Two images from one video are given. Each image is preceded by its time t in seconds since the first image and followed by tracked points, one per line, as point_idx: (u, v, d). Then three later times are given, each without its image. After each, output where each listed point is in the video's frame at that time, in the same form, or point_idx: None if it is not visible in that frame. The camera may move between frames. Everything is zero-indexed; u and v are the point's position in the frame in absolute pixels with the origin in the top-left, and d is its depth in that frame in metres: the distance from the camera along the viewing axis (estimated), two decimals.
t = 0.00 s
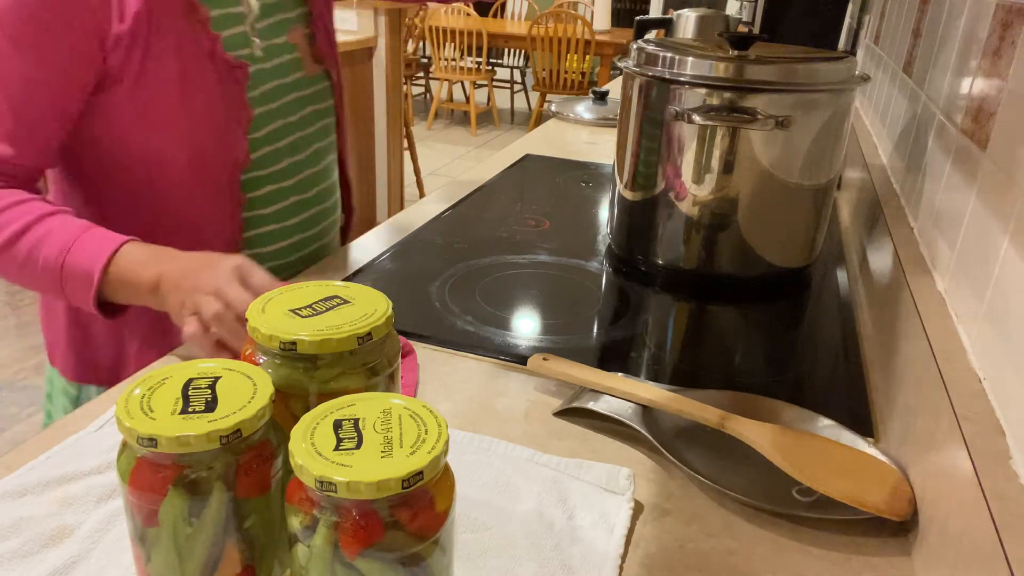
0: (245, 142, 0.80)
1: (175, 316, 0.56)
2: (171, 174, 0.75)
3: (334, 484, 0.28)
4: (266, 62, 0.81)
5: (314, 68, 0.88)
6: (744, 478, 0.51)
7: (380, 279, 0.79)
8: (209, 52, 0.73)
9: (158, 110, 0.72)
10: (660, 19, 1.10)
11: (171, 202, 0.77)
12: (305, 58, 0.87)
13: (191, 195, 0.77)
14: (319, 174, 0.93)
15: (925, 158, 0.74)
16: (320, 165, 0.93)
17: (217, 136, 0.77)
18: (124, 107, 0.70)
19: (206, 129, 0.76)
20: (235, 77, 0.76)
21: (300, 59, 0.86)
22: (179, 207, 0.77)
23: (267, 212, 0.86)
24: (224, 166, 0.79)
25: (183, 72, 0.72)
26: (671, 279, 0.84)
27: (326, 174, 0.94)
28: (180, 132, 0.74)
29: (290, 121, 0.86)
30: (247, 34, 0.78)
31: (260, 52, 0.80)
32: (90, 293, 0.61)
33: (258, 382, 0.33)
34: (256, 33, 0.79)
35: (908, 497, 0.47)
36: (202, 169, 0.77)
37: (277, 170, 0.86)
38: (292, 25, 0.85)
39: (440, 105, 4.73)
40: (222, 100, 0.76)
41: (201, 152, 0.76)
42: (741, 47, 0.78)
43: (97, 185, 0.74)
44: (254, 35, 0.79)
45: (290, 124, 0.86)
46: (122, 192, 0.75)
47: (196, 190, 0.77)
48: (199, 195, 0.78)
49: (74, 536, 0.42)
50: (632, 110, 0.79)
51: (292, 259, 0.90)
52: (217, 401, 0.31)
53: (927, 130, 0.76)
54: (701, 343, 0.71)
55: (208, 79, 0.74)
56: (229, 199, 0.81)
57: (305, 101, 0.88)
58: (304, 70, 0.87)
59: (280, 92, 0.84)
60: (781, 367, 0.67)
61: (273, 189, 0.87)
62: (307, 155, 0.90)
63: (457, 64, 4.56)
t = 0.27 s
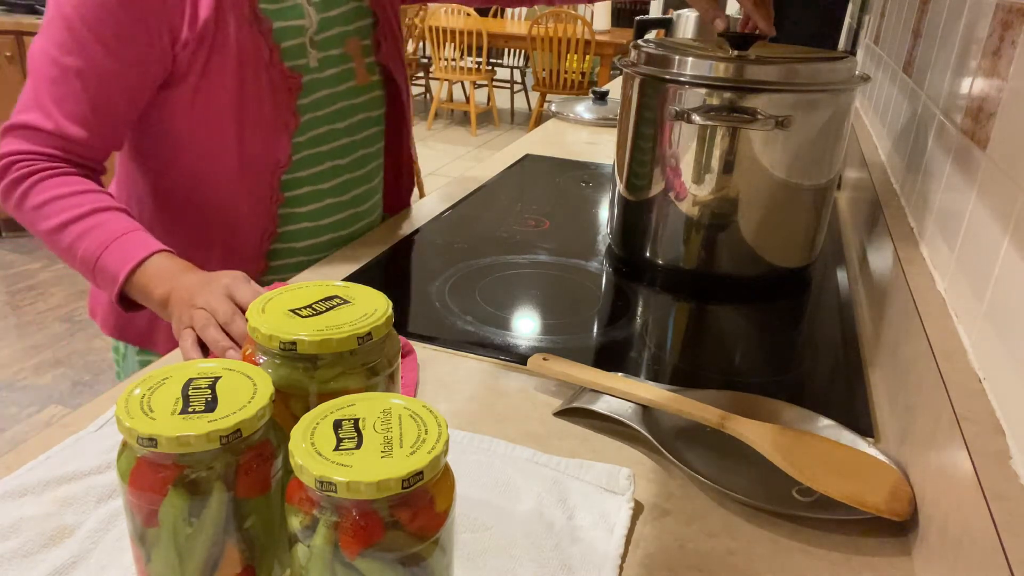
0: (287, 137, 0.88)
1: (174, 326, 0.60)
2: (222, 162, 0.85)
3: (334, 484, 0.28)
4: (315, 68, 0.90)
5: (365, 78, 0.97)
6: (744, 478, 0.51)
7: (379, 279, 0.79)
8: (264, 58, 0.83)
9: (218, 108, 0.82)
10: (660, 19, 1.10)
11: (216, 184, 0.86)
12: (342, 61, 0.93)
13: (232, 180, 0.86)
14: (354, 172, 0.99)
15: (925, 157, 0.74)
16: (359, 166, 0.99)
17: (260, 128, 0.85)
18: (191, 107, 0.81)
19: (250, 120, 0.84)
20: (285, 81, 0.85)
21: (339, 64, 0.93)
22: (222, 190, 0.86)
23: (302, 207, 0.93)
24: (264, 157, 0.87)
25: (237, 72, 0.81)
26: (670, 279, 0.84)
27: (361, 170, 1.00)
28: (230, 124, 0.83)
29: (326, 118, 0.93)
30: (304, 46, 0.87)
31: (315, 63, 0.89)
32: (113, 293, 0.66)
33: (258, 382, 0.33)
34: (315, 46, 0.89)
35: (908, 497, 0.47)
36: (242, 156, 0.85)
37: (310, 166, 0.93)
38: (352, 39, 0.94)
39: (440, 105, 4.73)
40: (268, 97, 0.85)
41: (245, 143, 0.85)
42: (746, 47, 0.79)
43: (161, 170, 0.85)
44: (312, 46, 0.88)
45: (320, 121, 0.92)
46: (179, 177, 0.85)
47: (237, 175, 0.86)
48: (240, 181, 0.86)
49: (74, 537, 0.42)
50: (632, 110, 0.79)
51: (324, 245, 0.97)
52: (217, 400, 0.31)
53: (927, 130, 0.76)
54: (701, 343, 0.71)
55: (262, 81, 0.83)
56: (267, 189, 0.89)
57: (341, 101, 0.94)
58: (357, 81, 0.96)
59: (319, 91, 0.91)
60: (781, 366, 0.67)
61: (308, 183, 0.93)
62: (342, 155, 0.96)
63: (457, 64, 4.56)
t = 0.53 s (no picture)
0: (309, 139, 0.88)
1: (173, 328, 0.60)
2: (246, 162, 0.86)
3: (334, 484, 0.28)
4: (339, 71, 0.91)
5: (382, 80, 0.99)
6: (744, 478, 0.51)
7: (379, 279, 0.79)
8: (289, 61, 0.83)
9: (242, 109, 0.83)
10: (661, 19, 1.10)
11: (240, 184, 0.87)
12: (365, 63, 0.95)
13: (256, 180, 0.87)
14: (372, 172, 1.00)
15: (925, 157, 0.74)
16: (375, 166, 1.00)
17: (284, 129, 0.86)
18: (216, 107, 0.82)
19: (273, 121, 0.85)
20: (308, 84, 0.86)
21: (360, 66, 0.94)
22: (245, 189, 0.87)
23: (322, 206, 0.94)
24: (287, 157, 0.88)
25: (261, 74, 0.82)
26: (670, 279, 0.84)
27: (378, 169, 1.01)
28: (254, 125, 0.84)
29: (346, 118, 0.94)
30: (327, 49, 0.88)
31: (336, 66, 0.90)
32: (124, 294, 0.66)
33: (258, 382, 0.33)
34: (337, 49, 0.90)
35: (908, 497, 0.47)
36: (266, 157, 0.86)
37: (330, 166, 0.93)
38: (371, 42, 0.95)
39: (440, 105, 4.73)
40: (292, 99, 0.85)
41: (268, 144, 0.86)
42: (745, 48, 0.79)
43: (185, 168, 0.85)
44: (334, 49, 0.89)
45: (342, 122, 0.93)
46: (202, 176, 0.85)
47: (260, 174, 0.87)
48: (263, 181, 0.87)
49: (74, 536, 0.42)
50: (632, 109, 0.79)
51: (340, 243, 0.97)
52: (217, 400, 0.31)
53: (927, 129, 0.76)
54: (701, 343, 0.71)
55: (285, 83, 0.84)
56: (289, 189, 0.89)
57: (363, 102, 0.96)
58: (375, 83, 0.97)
59: (343, 93, 0.92)
60: (781, 366, 0.67)
61: (327, 182, 0.94)
62: (360, 155, 0.97)
63: (457, 64, 4.56)
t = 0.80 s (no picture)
0: (312, 142, 0.88)
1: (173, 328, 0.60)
2: (248, 162, 0.85)
3: (334, 484, 0.28)
4: (341, 74, 0.91)
5: (388, 82, 0.99)
6: (744, 478, 0.51)
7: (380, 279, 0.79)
8: (291, 64, 0.83)
9: (245, 111, 0.83)
10: (661, 19, 1.10)
11: (243, 186, 0.87)
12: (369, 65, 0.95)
13: (259, 183, 0.87)
14: (375, 173, 1.00)
15: (925, 157, 0.74)
16: (378, 168, 1.01)
17: (287, 132, 0.86)
18: (219, 109, 0.82)
19: (276, 125, 0.85)
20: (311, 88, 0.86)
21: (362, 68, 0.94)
22: (248, 192, 0.87)
23: (325, 207, 0.94)
24: (290, 160, 0.88)
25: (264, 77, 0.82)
26: (670, 279, 0.84)
27: (381, 170, 1.01)
28: (257, 127, 0.84)
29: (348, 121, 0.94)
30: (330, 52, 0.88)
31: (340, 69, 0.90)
32: (123, 295, 0.66)
33: (259, 382, 0.33)
34: (341, 52, 0.90)
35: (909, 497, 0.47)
36: (269, 160, 0.86)
37: (332, 167, 0.94)
38: (377, 45, 0.96)
39: (440, 105, 4.73)
40: (295, 102, 0.85)
41: (271, 147, 0.86)
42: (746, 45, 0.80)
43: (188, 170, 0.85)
44: (338, 53, 0.89)
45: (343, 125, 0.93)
46: (205, 178, 0.85)
47: (264, 177, 0.87)
48: (267, 184, 0.87)
49: (74, 536, 0.42)
50: (631, 109, 0.79)
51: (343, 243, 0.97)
52: (217, 400, 0.31)
53: (927, 129, 0.76)
54: (701, 343, 0.71)
55: (288, 86, 0.84)
56: (292, 192, 0.89)
57: (366, 105, 0.96)
58: (380, 86, 0.97)
59: (345, 96, 0.92)
60: (781, 366, 0.67)
61: (329, 184, 0.94)
62: (362, 157, 0.98)
63: (457, 64, 4.56)
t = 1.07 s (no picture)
0: (314, 144, 0.88)
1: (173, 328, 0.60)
2: (249, 163, 0.85)
3: (334, 484, 0.28)
4: (343, 75, 0.91)
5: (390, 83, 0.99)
6: (744, 478, 0.51)
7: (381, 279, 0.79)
8: (292, 66, 0.83)
9: (246, 113, 0.83)
10: (661, 19, 1.10)
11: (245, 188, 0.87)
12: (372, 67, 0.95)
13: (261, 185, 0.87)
14: (377, 175, 1.00)
15: (925, 157, 0.74)
16: (380, 169, 1.00)
17: (288, 134, 0.86)
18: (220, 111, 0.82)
19: (277, 127, 0.85)
20: (313, 90, 0.86)
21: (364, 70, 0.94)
22: (250, 193, 0.87)
23: (326, 207, 0.94)
24: (292, 162, 0.88)
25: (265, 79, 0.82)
26: (670, 279, 0.84)
27: (382, 172, 1.01)
28: (258, 130, 0.84)
29: (348, 122, 0.94)
30: (332, 53, 0.88)
31: (341, 70, 0.90)
32: (123, 296, 0.66)
33: (259, 382, 0.33)
34: (342, 53, 0.90)
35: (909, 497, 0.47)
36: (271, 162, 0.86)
37: (332, 169, 0.94)
38: (378, 45, 0.95)
39: (440, 105, 4.73)
40: (296, 104, 0.85)
41: (272, 149, 0.86)
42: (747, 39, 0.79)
43: (190, 172, 0.85)
44: (339, 53, 0.89)
45: (345, 126, 0.93)
46: (206, 179, 0.85)
47: (265, 179, 0.87)
48: (268, 185, 0.87)
49: (74, 536, 0.42)
50: (631, 109, 0.79)
51: (345, 243, 0.97)
52: (217, 400, 0.31)
53: (927, 129, 0.76)
54: (701, 343, 0.71)
55: (289, 88, 0.84)
56: (294, 194, 0.89)
57: (368, 105, 0.96)
58: (381, 86, 0.97)
59: (346, 97, 0.92)
60: (781, 366, 0.67)
61: (330, 185, 0.94)
62: (365, 158, 0.97)
63: (457, 64, 4.56)
